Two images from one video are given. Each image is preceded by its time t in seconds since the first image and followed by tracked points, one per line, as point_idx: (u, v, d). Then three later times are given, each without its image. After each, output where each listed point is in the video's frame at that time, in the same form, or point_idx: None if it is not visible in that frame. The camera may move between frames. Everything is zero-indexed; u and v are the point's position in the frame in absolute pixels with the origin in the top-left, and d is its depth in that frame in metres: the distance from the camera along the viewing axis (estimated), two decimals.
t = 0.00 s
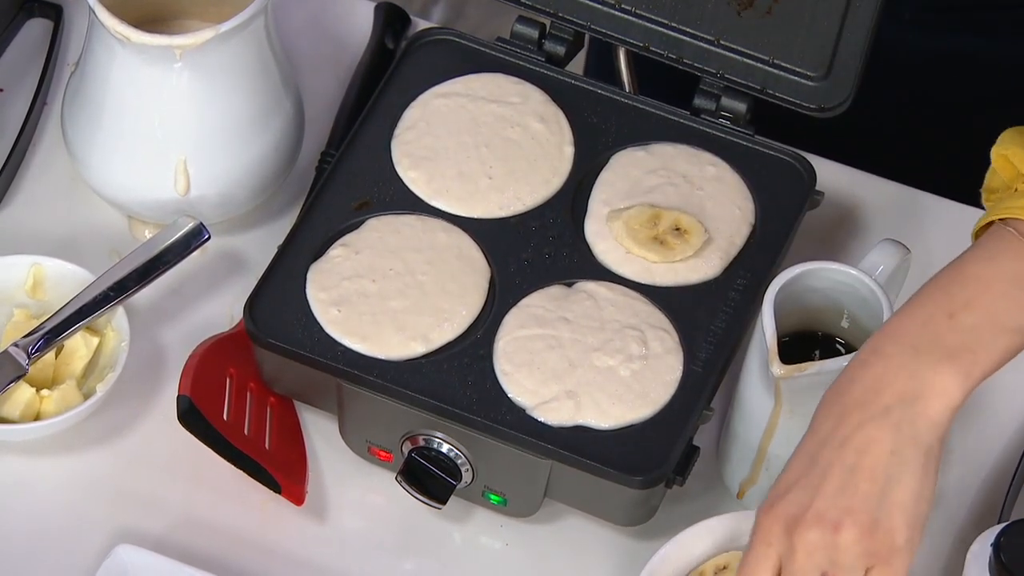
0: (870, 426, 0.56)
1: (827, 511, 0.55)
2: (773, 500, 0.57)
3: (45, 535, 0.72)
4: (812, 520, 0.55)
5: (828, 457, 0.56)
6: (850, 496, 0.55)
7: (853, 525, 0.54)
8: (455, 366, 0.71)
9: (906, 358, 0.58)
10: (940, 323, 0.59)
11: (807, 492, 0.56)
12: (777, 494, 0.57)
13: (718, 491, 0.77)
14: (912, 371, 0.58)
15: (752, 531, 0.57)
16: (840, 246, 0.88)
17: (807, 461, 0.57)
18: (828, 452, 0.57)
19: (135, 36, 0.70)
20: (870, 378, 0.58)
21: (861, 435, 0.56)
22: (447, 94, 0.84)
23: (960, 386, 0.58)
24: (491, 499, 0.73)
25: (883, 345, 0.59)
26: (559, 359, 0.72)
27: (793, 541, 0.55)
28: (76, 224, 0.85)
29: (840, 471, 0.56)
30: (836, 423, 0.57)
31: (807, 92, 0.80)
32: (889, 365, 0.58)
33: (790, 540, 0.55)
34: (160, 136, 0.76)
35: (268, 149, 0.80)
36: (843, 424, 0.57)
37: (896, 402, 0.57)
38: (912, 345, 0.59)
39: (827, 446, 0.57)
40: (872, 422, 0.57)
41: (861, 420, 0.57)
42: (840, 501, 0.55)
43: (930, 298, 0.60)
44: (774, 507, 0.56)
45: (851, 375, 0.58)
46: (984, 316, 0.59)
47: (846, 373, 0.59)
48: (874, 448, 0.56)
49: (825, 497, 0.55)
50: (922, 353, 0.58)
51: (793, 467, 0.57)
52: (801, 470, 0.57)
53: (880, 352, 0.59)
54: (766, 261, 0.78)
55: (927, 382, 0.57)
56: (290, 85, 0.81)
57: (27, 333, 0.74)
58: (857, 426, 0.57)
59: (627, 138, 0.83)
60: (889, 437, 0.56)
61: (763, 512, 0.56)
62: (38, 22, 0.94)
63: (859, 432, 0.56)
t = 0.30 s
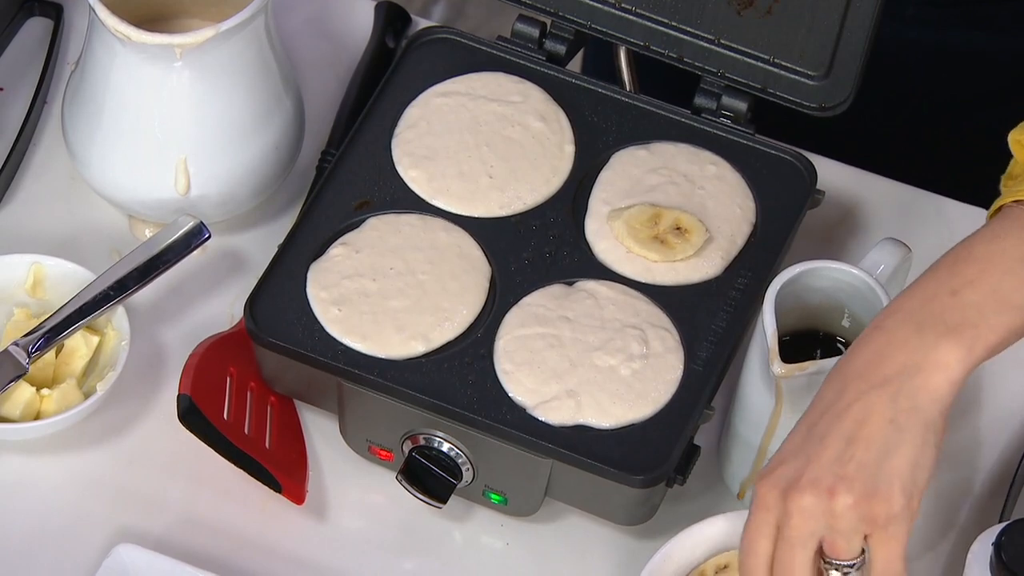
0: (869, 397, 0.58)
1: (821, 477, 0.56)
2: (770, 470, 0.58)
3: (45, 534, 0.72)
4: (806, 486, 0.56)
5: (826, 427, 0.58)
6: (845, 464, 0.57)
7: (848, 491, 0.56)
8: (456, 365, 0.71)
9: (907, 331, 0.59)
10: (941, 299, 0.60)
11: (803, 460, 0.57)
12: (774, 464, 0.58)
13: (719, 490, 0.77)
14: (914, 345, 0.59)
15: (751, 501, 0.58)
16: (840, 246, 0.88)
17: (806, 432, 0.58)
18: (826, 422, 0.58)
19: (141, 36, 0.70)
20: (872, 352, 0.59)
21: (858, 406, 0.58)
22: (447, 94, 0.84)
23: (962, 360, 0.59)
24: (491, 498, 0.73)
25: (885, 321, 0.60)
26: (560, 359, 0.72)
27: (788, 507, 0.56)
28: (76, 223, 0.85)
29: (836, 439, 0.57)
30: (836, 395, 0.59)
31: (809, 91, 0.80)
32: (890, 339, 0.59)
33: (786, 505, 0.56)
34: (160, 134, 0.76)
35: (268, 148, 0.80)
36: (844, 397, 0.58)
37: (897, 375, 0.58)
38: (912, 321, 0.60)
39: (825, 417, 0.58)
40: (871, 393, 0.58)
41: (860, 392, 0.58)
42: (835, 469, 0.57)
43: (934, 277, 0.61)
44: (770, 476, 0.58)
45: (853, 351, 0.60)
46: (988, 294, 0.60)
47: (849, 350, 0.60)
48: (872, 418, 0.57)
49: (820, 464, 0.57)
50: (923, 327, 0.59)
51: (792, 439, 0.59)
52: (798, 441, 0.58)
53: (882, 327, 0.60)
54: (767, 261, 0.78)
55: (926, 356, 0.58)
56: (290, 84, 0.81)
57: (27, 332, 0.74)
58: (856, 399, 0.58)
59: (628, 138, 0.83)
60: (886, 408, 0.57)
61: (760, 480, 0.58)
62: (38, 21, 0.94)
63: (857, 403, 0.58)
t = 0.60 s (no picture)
0: (879, 413, 0.57)
1: (833, 497, 0.56)
2: (781, 488, 0.58)
3: (45, 534, 0.72)
4: (820, 507, 0.56)
5: (837, 443, 0.57)
6: (858, 482, 0.56)
7: (862, 510, 0.56)
8: (456, 365, 0.71)
9: (914, 343, 0.59)
10: (947, 310, 0.60)
11: (815, 479, 0.57)
12: (785, 482, 0.58)
13: (720, 490, 0.77)
14: (922, 356, 0.59)
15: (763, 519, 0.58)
16: (841, 246, 0.88)
17: (817, 448, 0.58)
18: (837, 438, 0.58)
19: (141, 36, 0.70)
20: (880, 365, 0.59)
21: (868, 422, 0.57)
22: (447, 93, 0.84)
23: (969, 372, 0.59)
24: (492, 498, 0.73)
25: (892, 332, 0.60)
26: (560, 359, 0.72)
27: (802, 529, 0.56)
28: (76, 223, 0.85)
29: (847, 456, 0.57)
30: (844, 409, 0.58)
31: (809, 91, 0.80)
32: (898, 351, 0.59)
33: (799, 526, 0.56)
34: (161, 134, 0.76)
35: (269, 148, 0.80)
36: (853, 413, 0.58)
37: (906, 389, 0.58)
38: (918, 333, 0.59)
39: (836, 432, 0.58)
40: (881, 408, 0.58)
41: (869, 406, 0.58)
42: (848, 488, 0.56)
43: (939, 287, 0.61)
44: (782, 495, 0.57)
45: (861, 363, 0.60)
46: (994, 304, 0.60)
47: (856, 362, 0.60)
48: (883, 434, 0.57)
49: (832, 483, 0.57)
50: (931, 339, 0.59)
51: (801, 455, 0.58)
52: (810, 457, 0.58)
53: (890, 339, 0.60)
54: (767, 261, 0.78)
55: (934, 368, 0.58)
56: (290, 84, 0.81)
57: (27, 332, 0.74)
58: (865, 414, 0.58)
59: (629, 138, 0.83)
60: (896, 423, 0.57)
61: (772, 499, 0.58)
62: (38, 20, 0.94)
63: (867, 419, 0.57)
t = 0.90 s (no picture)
0: (882, 417, 0.57)
1: (838, 501, 0.56)
2: (785, 492, 0.58)
3: (45, 534, 0.72)
4: (823, 510, 0.56)
5: (841, 447, 0.57)
6: (862, 487, 0.56)
7: (867, 515, 0.55)
8: (456, 365, 0.71)
9: (917, 346, 0.59)
10: (950, 313, 0.60)
11: (819, 483, 0.57)
12: (789, 486, 0.58)
13: (720, 491, 0.77)
14: (925, 360, 0.58)
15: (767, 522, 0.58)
16: (841, 246, 0.88)
17: (820, 452, 0.58)
18: (840, 443, 0.57)
19: (140, 37, 0.70)
20: (882, 369, 0.59)
21: (872, 427, 0.57)
22: (447, 94, 0.84)
23: (972, 375, 0.58)
24: (492, 498, 0.73)
25: (894, 335, 0.60)
26: (560, 359, 0.72)
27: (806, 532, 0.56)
28: (77, 223, 0.85)
29: (851, 460, 0.57)
30: (847, 414, 0.58)
31: (810, 91, 0.80)
32: (901, 355, 0.59)
33: (803, 529, 0.56)
34: (161, 135, 0.76)
35: (269, 148, 0.80)
36: (856, 417, 0.58)
37: (909, 393, 0.58)
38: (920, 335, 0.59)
39: (839, 437, 0.58)
40: (885, 412, 0.57)
41: (873, 410, 0.58)
42: (853, 492, 0.56)
43: (941, 290, 0.61)
44: (786, 498, 0.57)
45: (864, 367, 0.59)
46: (996, 306, 0.60)
47: (858, 366, 0.60)
48: (888, 439, 0.57)
49: (837, 487, 0.56)
50: (934, 342, 0.59)
51: (805, 458, 0.58)
52: (813, 461, 0.58)
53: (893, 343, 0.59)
54: (767, 261, 0.78)
55: (937, 372, 0.58)
56: (290, 84, 0.81)
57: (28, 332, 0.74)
58: (868, 419, 0.57)
59: (629, 138, 0.83)
60: (900, 427, 0.57)
61: (776, 502, 0.58)
62: (38, 21, 0.94)
63: (870, 423, 0.57)
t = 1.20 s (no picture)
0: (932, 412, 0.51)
1: (886, 501, 0.50)
2: (825, 487, 0.51)
3: (46, 533, 0.72)
4: (870, 511, 0.50)
5: (887, 442, 0.50)
6: (911, 486, 0.50)
7: (916, 515, 0.50)
8: (457, 365, 0.71)
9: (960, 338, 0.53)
10: (994, 304, 0.54)
11: (864, 480, 0.50)
12: (832, 481, 0.51)
13: (720, 491, 0.77)
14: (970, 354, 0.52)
15: (799, 513, 0.52)
16: (842, 246, 0.88)
17: (866, 446, 0.51)
18: (885, 439, 0.50)
19: (140, 37, 0.70)
20: (927, 360, 0.52)
21: (919, 423, 0.51)
22: (448, 94, 0.84)
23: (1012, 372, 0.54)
24: (493, 498, 0.73)
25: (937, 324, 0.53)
26: (561, 359, 0.72)
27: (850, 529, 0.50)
28: (77, 223, 0.85)
29: (898, 458, 0.50)
30: (893, 407, 0.51)
31: (810, 92, 0.80)
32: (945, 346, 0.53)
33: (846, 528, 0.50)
34: (161, 135, 0.76)
35: (269, 148, 0.80)
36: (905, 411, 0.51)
37: (956, 389, 0.51)
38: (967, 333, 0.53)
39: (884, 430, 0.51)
40: (932, 408, 0.51)
41: (921, 405, 0.51)
42: (901, 490, 0.50)
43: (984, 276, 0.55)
44: (827, 495, 0.50)
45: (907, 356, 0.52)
46: None
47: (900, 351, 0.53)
48: (935, 437, 0.50)
49: (884, 486, 0.50)
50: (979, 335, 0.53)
51: (850, 452, 0.51)
52: (858, 456, 0.51)
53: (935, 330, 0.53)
54: (768, 262, 0.78)
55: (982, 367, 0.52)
56: (290, 83, 0.81)
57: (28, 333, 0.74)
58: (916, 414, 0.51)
59: (629, 139, 0.83)
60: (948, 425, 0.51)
61: (813, 497, 0.51)
62: (39, 21, 0.94)
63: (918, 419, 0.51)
